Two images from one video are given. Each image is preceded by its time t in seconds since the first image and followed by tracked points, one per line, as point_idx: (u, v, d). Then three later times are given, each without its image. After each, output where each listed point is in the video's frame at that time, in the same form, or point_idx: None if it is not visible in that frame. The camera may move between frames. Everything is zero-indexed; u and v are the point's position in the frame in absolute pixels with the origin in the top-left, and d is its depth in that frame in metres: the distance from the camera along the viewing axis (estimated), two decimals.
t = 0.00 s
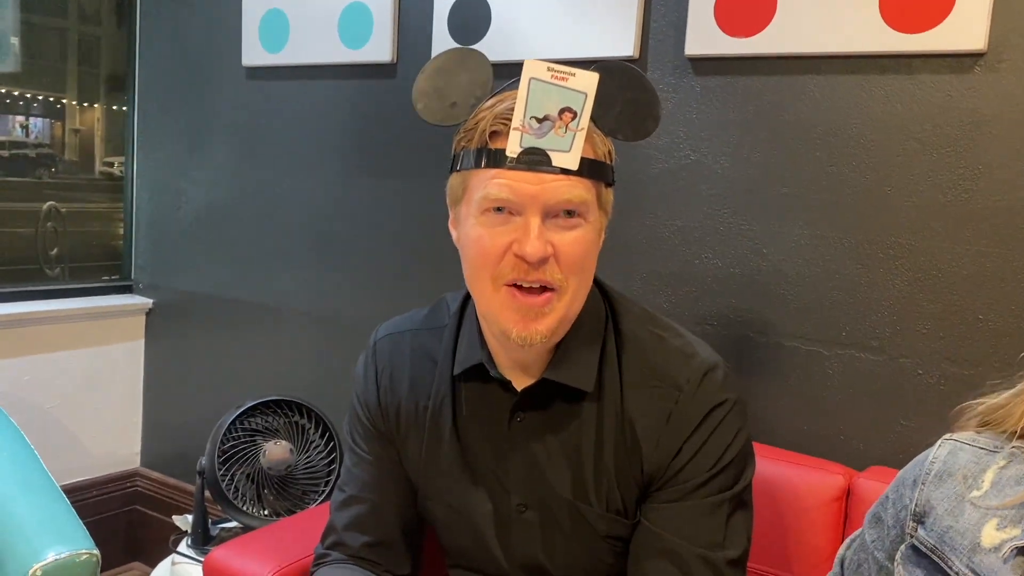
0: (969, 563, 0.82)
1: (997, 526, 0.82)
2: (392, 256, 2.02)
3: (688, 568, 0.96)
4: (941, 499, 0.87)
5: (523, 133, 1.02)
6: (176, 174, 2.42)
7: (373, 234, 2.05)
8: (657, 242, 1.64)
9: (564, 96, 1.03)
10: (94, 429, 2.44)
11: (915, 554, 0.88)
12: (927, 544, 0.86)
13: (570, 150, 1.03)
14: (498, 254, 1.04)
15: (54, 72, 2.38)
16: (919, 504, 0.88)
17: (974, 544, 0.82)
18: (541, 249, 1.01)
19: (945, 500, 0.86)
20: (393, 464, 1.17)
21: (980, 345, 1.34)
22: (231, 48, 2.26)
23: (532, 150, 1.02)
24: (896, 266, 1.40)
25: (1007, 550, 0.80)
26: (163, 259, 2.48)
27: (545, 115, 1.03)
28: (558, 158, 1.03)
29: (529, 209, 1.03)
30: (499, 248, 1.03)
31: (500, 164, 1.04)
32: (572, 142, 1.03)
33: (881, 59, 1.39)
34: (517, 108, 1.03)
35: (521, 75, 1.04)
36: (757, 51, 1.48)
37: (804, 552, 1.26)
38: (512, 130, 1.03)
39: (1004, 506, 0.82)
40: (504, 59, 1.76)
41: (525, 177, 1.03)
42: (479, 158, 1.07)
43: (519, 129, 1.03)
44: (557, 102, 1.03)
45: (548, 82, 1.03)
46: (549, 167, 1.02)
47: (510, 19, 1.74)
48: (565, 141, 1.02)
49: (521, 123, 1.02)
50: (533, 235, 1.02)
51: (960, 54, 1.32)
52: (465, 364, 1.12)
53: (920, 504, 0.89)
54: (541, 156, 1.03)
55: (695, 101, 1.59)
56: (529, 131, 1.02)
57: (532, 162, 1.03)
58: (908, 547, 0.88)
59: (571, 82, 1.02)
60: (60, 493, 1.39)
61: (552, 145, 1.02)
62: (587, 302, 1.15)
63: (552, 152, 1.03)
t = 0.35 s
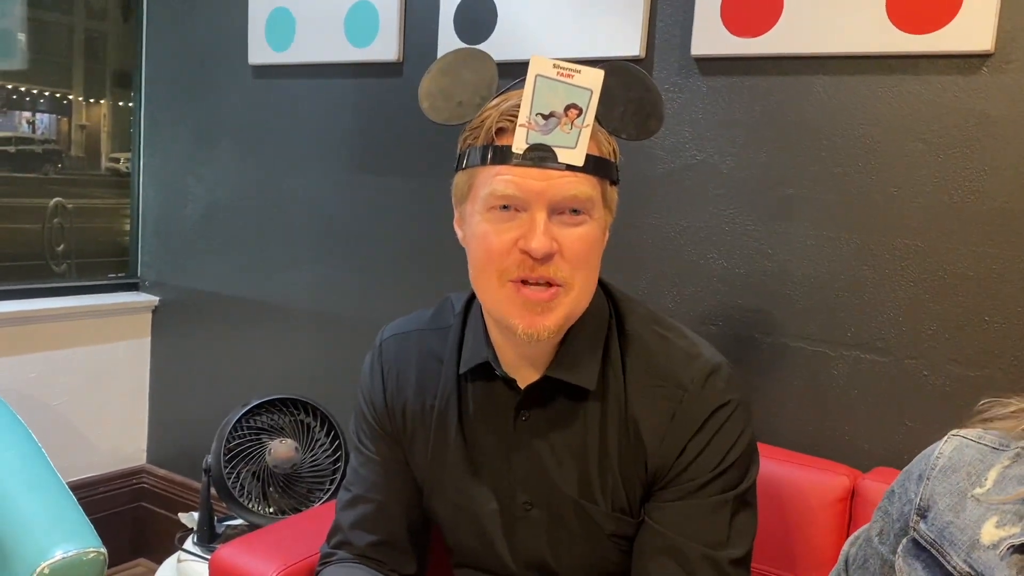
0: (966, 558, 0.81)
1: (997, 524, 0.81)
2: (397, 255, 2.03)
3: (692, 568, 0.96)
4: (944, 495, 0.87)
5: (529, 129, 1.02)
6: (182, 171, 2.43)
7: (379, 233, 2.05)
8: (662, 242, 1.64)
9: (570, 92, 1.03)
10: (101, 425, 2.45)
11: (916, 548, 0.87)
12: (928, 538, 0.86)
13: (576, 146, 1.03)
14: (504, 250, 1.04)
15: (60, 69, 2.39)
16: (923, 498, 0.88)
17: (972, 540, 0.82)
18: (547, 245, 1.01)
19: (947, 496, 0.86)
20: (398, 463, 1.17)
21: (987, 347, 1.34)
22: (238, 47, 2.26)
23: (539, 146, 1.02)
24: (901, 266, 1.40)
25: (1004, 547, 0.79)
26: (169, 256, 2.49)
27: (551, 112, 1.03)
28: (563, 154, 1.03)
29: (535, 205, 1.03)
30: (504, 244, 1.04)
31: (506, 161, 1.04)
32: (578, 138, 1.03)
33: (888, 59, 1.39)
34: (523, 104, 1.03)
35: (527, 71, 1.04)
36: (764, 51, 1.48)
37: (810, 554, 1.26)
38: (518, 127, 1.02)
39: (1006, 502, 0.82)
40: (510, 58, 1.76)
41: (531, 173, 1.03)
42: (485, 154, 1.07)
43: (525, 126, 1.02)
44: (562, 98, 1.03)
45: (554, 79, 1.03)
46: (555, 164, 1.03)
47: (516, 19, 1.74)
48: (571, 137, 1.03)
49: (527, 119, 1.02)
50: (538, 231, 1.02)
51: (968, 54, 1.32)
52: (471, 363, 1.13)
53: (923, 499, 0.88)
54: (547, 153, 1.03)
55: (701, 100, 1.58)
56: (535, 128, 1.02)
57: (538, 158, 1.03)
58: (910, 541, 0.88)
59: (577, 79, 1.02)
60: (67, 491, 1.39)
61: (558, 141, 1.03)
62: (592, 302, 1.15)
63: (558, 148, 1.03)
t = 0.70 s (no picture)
0: (962, 565, 0.87)
1: (992, 532, 0.86)
2: (402, 256, 2.03)
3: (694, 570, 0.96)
4: (940, 500, 0.92)
5: (535, 135, 1.03)
6: (189, 172, 2.44)
7: (383, 234, 2.06)
8: (667, 242, 1.64)
9: (576, 99, 1.04)
10: (108, 425, 2.47)
11: (911, 554, 0.92)
12: (923, 544, 0.91)
13: (582, 152, 1.03)
14: (509, 254, 1.04)
15: (67, 69, 2.40)
16: (919, 504, 0.93)
17: (968, 548, 0.87)
18: (552, 251, 1.01)
19: (943, 502, 0.91)
20: (402, 464, 1.18)
21: (991, 349, 1.33)
22: (243, 47, 2.27)
23: (545, 151, 1.02)
24: (905, 267, 1.39)
25: (999, 555, 0.85)
26: (175, 257, 2.50)
27: (558, 118, 1.04)
28: (569, 160, 1.03)
29: (541, 211, 1.03)
30: (510, 249, 1.04)
31: (512, 166, 1.04)
32: (584, 144, 1.03)
33: (892, 61, 1.39)
34: (530, 111, 1.04)
35: (535, 79, 1.05)
36: (767, 52, 1.48)
37: (812, 555, 1.26)
38: (524, 132, 1.03)
39: (1000, 510, 0.87)
40: (514, 59, 1.76)
41: (538, 179, 1.03)
42: (491, 159, 1.07)
43: (532, 131, 1.03)
44: (570, 105, 1.04)
45: (561, 86, 1.04)
46: (561, 170, 1.02)
47: (521, 20, 1.74)
48: (577, 143, 1.03)
49: (534, 125, 1.03)
50: (544, 237, 1.02)
51: (972, 56, 1.32)
52: (473, 364, 1.13)
53: (920, 504, 0.93)
54: (553, 158, 1.03)
55: (705, 101, 1.58)
56: (542, 134, 1.03)
57: (543, 164, 1.03)
58: (906, 546, 0.93)
59: (584, 86, 1.03)
60: (72, 490, 1.40)
61: (563, 147, 1.03)
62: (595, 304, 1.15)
63: (563, 154, 1.03)
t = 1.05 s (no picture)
0: (968, 567, 0.87)
1: (998, 534, 0.87)
2: (410, 254, 2.04)
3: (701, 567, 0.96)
4: (944, 502, 0.92)
5: (550, 133, 1.02)
6: (199, 171, 2.45)
7: (392, 232, 2.07)
8: (675, 241, 1.64)
9: (591, 97, 1.03)
10: (117, 423, 2.48)
11: (916, 555, 0.93)
12: (929, 546, 0.91)
13: (596, 151, 1.02)
14: (522, 252, 1.03)
15: (78, 69, 2.42)
16: (923, 506, 0.94)
17: (974, 550, 0.88)
18: (565, 249, 1.01)
19: (948, 504, 0.92)
20: (410, 461, 1.17)
21: (1000, 348, 1.33)
22: (253, 47, 2.28)
23: (559, 150, 1.01)
24: (914, 266, 1.39)
25: (1005, 558, 0.85)
26: (184, 256, 2.52)
27: (572, 116, 1.03)
28: (584, 158, 1.02)
29: (554, 209, 1.02)
30: (522, 246, 1.03)
31: (525, 163, 1.03)
32: (599, 143, 1.02)
33: (900, 60, 1.38)
34: (545, 108, 1.02)
35: (549, 76, 1.04)
36: (775, 52, 1.48)
37: (819, 553, 1.26)
38: (539, 130, 1.02)
39: (1005, 512, 0.88)
40: (522, 59, 1.77)
41: (551, 177, 1.02)
42: (503, 156, 1.06)
43: (546, 129, 1.02)
44: (584, 103, 1.03)
45: (576, 84, 1.03)
46: (575, 168, 1.02)
47: (529, 20, 1.75)
48: (592, 142, 1.02)
49: (548, 123, 1.02)
50: (557, 235, 1.01)
51: (981, 54, 1.31)
52: (483, 360, 1.13)
53: (924, 506, 0.94)
54: (567, 157, 1.02)
55: (713, 101, 1.58)
56: (556, 132, 1.02)
57: (557, 161, 1.02)
58: (911, 549, 0.93)
59: (600, 84, 1.02)
60: (82, 485, 1.41)
61: (578, 145, 1.02)
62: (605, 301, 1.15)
63: (578, 152, 1.02)
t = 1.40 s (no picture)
0: (971, 567, 0.88)
1: (1000, 535, 0.88)
2: (423, 255, 2.07)
3: (710, 565, 0.97)
4: (947, 504, 0.93)
5: (558, 138, 1.03)
6: (215, 172, 2.49)
7: (406, 233, 2.09)
8: (686, 241, 1.65)
9: (599, 103, 1.05)
10: (134, 420, 2.52)
11: (921, 557, 0.93)
12: (933, 547, 0.92)
13: (604, 155, 1.04)
14: (532, 255, 1.05)
15: (93, 71, 2.45)
16: (927, 507, 0.95)
17: (977, 550, 0.88)
18: (574, 252, 1.02)
19: (951, 506, 0.93)
20: (424, 460, 1.19)
21: (1008, 349, 1.34)
22: (268, 51, 2.32)
23: (567, 155, 1.03)
24: (923, 268, 1.40)
25: (1007, 558, 0.86)
26: (200, 256, 2.56)
27: (581, 122, 1.04)
28: (592, 162, 1.04)
29: (563, 212, 1.04)
30: (532, 249, 1.04)
31: (535, 168, 1.05)
32: (607, 147, 1.04)
33: (909, 62, 1.39)
34: (554, 114, 1.04)
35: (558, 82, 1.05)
36: (785, 55, 1.49)
37: (827, 553, 1.27)
38: (547, 135, 1.04)
39: (1008, 513, 0.88)
40: (533, 62, 1.78)
41: (560, 182, 1.03)
42: (513, 161, 1.08)
43: (555, 135, 1.04)
44: (592, 109, 1.05)
45: (584, 90, 1.05)
46: (583, 172, 1.03)
47: (540, 24, 1.77)
48: (599, 146, 1.03)
49: (557, 128, 1.04)
50: (566, 239, 1.03)
51: (989, 58, 1.32)
52: (495, 362, 1.14)
53: (928, 508, 0.95)
54: (575, 162, 1.03)
55: (724, 103, 1.60)
56: (565, 137, 1.03)
57: (567, 167, 1.03)
58: (915, 550, 0.94)
59: (607, 90, 1.03)
60: (102, 480, 1.44)
61: (586, 150, 1.03)
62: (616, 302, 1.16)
63: (586, 157, 1.04)
